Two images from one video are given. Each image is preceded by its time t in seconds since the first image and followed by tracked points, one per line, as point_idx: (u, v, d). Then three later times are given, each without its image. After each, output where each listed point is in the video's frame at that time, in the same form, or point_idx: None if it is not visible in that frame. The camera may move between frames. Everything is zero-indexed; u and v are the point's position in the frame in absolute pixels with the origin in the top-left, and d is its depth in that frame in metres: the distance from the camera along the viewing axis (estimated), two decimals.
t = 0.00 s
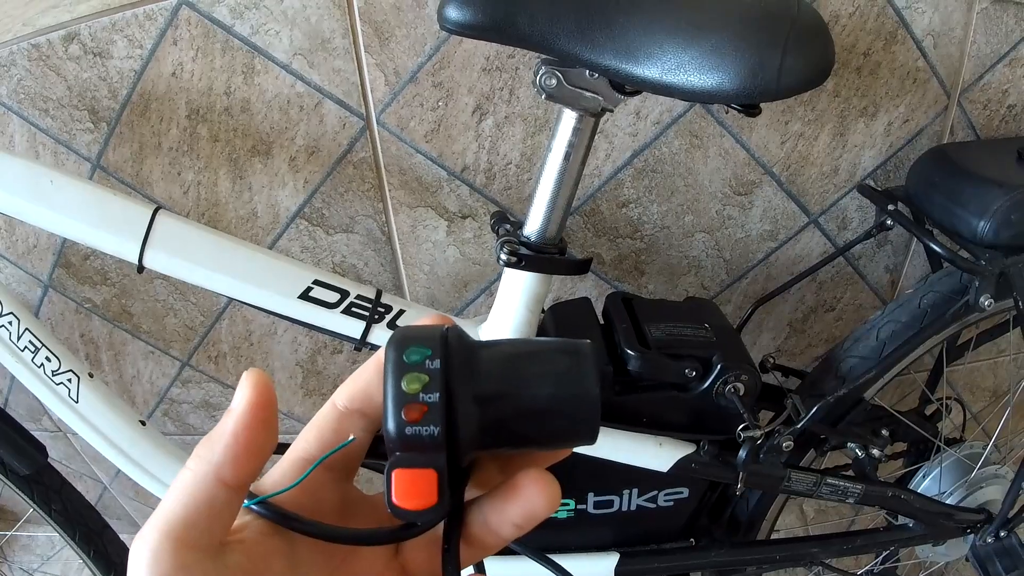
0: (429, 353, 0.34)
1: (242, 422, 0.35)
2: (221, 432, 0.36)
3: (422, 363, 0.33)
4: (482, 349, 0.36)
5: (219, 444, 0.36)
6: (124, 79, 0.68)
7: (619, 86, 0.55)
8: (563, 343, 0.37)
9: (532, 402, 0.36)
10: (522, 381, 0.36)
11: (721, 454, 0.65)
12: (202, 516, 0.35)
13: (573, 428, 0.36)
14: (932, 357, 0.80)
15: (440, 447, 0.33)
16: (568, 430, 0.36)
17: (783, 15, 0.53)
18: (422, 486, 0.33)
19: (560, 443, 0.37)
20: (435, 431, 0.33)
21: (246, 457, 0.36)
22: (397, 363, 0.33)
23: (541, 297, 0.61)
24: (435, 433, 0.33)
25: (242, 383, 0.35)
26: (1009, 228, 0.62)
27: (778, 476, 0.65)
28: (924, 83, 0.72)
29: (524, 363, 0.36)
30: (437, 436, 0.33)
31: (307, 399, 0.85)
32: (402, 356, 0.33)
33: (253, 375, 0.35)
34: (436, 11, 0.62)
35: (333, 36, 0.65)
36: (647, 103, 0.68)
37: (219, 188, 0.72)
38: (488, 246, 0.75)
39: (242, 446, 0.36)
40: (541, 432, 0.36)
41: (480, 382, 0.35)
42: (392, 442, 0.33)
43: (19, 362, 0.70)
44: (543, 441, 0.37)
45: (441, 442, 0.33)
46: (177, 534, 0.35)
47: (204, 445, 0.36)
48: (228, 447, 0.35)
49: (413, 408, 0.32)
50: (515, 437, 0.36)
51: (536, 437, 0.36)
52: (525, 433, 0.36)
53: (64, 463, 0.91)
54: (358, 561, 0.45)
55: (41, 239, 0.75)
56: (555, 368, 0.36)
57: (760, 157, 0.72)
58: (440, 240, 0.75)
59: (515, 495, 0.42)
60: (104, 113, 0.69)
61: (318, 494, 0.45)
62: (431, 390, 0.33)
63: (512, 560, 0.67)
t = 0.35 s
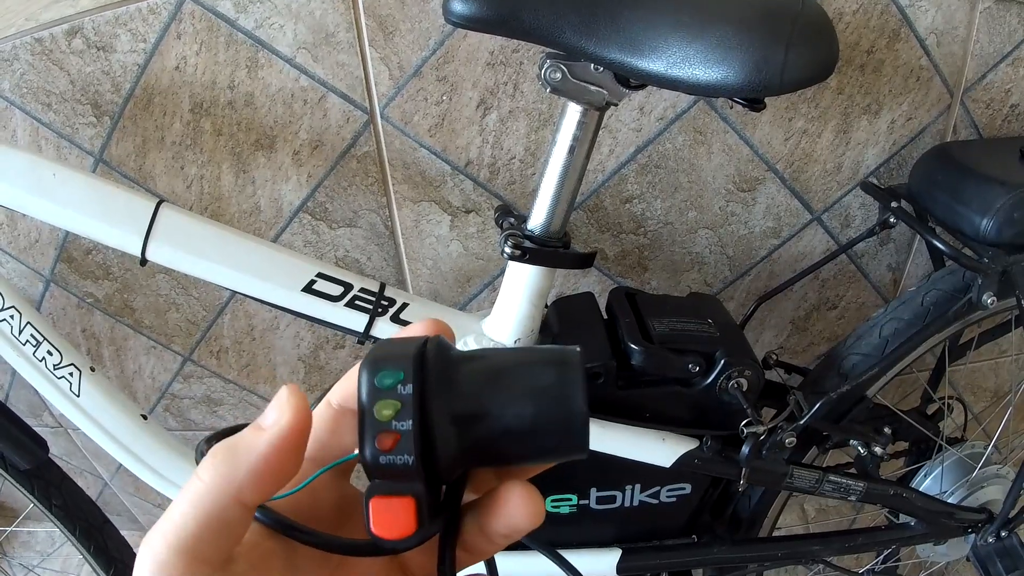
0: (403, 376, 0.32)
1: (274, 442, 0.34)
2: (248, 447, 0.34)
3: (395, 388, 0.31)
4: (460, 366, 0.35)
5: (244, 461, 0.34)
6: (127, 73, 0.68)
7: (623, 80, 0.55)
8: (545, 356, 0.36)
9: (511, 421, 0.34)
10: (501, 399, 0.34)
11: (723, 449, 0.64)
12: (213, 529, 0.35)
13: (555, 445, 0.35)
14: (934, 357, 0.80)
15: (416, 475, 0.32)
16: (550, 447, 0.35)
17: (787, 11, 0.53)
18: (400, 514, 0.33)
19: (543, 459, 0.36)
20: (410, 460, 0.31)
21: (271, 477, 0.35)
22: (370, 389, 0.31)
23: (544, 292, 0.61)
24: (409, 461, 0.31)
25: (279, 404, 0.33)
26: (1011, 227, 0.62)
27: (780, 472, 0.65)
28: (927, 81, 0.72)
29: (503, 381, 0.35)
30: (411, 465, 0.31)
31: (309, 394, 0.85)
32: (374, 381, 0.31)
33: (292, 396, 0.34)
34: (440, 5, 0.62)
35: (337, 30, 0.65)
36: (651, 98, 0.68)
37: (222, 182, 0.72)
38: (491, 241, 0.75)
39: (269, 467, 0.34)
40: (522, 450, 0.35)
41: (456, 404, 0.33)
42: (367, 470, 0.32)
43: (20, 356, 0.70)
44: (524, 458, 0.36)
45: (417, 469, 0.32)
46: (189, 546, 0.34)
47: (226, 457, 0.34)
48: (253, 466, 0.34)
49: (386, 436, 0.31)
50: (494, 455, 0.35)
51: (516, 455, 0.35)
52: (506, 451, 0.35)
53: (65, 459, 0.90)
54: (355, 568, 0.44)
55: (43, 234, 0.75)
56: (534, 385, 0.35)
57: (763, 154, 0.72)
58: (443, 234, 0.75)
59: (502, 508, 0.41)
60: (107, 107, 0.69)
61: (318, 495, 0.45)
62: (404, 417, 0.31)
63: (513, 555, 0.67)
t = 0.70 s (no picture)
0: (383, 425, 0.31)
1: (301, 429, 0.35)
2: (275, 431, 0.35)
3: (373, 439, 0.30)
4: (443, 406, 0.33)
5: (268, 441, 0.34)
6: (135, 65, 0.68)
7: (634, 74, 0.55)
8: (533, 393, 0.34)
9: (496, 464, 0.33)
10: (486, 442, 0.33)
11: (730, 445, 0.64)
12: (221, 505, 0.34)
13: (542, 485, 0.34)
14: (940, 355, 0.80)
15: (398, 522, 0.32)
16: (536, 487, 0.34)
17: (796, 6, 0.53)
18: (383, 559, 0.32)
19: (530, 496, 0.35)
20: (391, 508, 0.31)
21: (289, 462, 0.35)
22: (348, 438, 0.30)
23: (552, 285, 0.61)
24: (391, 510, 0.31)
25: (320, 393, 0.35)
26: (1019, 224, 0.62)
27: (787, 469, 0.65)
28: (935, 79, 0.72)
29: (486, 423, 0.33)
30: (392, 513, 0.31)
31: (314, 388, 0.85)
32: (352, 429, 0.30)
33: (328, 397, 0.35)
34: None
35: (347, 23, 0.65)
36: (660, 93, 0.68)
37: (229, 175, 0.72)
38: (499, 235, 0.75)
39: (291, 450, 0.35)
40: (509, 489, 0.34)
41: (439, 449, 0.32)
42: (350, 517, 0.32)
43: (26, 348, 0.70)
44: (510, 495, 0.35)
45: (398, 517, 0.32)
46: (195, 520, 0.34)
47: (250, 434, 0.35)
48: (275, 448, 0.34)
49: (367, 486, 0.31)
50: (477, 495, 0.34)
51: (500, 493, 0.35)
52: (491, 491, 0.34)
53: (69, 452, 0.90)
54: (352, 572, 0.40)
55: (49, 226, 0.75)
56: (521, 428, 0.33)
57: (772, 150, 0.72)
58: (451, 228, 0.75)
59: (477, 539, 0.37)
60: (115, 99, 0.69)
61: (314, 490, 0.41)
62: (384, 467, 0.31)
63: (516, 550, 0.67)
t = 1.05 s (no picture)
0: (359, 393, 0.30)
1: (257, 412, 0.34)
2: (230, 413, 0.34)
3: (350, 406, 0.30)
4: (420, 378, 0.32)
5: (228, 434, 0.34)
6: (142, 58, 0.68)
7: (643, 69, 0.55)
8: (512, 366, 0.32)
9: (475, 437, 0.31)
10: (464, 414, 0.31)
11: (737, 443, 0.64)
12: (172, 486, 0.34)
13: (524, 460, 0.32)
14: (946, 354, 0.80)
15: (375, 493, 0.30)
16: (519, 463, 0.32)
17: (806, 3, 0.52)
18: (359, 531, 0.31)
19: (514, 474, 0.32)
20: (368, 478, 0.30)
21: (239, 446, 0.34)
22: (325, 406, 0.30)
23: (560, 281, 0.61)
24: (368, 480, 0.30)
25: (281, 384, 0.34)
26: None
27: (793, 467, 0.65)
28: (943, 77, 0.72)
29: (465, 394, 0.32)
30: (369, 484, 0.30)
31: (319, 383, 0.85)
32: (329, 397, 0.30)
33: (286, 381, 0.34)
34: None
35: (355, 16, 0.65)
36: (668, 90, 0.68)
37: (236, 169, 0.72)
38: (506, 231, 0.75)
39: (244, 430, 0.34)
40: (490, 465, 0.32)
41: (416, 421, 0.31)
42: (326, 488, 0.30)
43: (30, 341, 0.70)
44: (493, 473, 0.32)
45: (376, 488, 0.30)
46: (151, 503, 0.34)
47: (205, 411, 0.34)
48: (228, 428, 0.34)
49: (342, 454, 0.29)
50: (457, 473, 0.32)
51: (481, 473, 0.32)
52: (473, 468, 0.32)
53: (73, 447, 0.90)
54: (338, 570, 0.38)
55: (54, 220, 0.75)
56: (499, 400, 0.31)
57: (780, 148, 0.72)
58: (458, 224, 0.74)
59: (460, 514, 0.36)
60: (121, 92, 0.69)
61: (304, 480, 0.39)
62: (360, 435, 0.29)
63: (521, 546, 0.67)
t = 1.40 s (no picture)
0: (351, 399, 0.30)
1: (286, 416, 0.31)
2: (258, 414, 0.32)
3: (345, 411, 0.30)
4: (414, 376, 0.31)
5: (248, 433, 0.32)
6: (155, 53, 0.67)
7: (659, 66, 0.55)
8: (506, 362, 0.31)
9: (471, 437, 0.31)
10: (460, 413, 0.31)
11: (750, 441, 0.64)
12: (199, 486, 0.33)
13: (522, 458, 0.31)
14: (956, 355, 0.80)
15: (374, 496, 0.30)
16: (517, 460, 0.31)
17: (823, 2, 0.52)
18: (360, 533, 0.31)
19: (513, 472, 0.32)
20: (365, 482, 0.30)
21: (270, 446, 0.32)
22: (324, 412, 0.30)
23: (574, 278, 0.61)
24: (365, 484, 0.30)
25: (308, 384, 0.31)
26: None
27: (804, 466, 0.65)
28: (956, 77, 0.72)
29: (460, 393, 0.31)
30: (367, 488, 0.30)
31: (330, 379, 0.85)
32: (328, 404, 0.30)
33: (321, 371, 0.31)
34: None
35: (370, 12, 0.65)
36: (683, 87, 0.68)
37: (249, 163, 0.72)
38: (520, 228, 0.75)
39: (276, 430, 0.32)
40: (488, 462, 0.32)
41: (411, 421, 0.30)
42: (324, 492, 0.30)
43: (40, 334, 0.70)
44: (491, 471, 0.32)
45: (374, 491, 0.30)
46: (173, 505, 0.33)
47: (232, 412, 0.32)
48: (259, 428, 0.32)
49: (339, 459, 0.30)
50: (458, 472, 0.32)
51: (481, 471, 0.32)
52: (472, 465, 0.32)
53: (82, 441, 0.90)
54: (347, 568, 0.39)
55: (65, 214, 0.75)
56: (493, 399, 0.31)
57: (794, 147, 0.72)
58: (471, 220, 0.74)
59: (461, 513, 0.37)
60: (133, 86, 0.69)
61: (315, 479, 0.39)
62: (355, 439, 0.30)
63: (533, 543, 0.67)
